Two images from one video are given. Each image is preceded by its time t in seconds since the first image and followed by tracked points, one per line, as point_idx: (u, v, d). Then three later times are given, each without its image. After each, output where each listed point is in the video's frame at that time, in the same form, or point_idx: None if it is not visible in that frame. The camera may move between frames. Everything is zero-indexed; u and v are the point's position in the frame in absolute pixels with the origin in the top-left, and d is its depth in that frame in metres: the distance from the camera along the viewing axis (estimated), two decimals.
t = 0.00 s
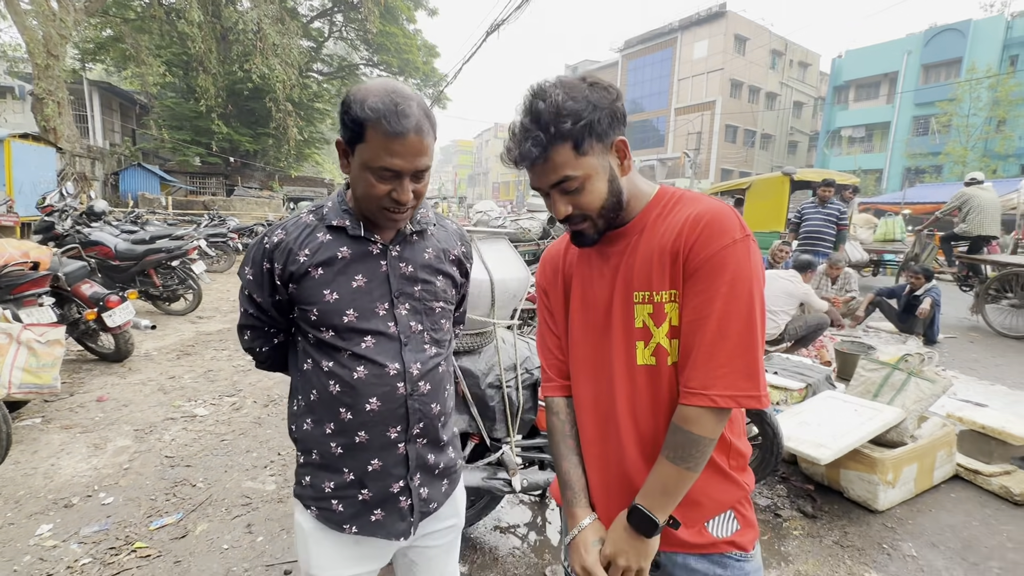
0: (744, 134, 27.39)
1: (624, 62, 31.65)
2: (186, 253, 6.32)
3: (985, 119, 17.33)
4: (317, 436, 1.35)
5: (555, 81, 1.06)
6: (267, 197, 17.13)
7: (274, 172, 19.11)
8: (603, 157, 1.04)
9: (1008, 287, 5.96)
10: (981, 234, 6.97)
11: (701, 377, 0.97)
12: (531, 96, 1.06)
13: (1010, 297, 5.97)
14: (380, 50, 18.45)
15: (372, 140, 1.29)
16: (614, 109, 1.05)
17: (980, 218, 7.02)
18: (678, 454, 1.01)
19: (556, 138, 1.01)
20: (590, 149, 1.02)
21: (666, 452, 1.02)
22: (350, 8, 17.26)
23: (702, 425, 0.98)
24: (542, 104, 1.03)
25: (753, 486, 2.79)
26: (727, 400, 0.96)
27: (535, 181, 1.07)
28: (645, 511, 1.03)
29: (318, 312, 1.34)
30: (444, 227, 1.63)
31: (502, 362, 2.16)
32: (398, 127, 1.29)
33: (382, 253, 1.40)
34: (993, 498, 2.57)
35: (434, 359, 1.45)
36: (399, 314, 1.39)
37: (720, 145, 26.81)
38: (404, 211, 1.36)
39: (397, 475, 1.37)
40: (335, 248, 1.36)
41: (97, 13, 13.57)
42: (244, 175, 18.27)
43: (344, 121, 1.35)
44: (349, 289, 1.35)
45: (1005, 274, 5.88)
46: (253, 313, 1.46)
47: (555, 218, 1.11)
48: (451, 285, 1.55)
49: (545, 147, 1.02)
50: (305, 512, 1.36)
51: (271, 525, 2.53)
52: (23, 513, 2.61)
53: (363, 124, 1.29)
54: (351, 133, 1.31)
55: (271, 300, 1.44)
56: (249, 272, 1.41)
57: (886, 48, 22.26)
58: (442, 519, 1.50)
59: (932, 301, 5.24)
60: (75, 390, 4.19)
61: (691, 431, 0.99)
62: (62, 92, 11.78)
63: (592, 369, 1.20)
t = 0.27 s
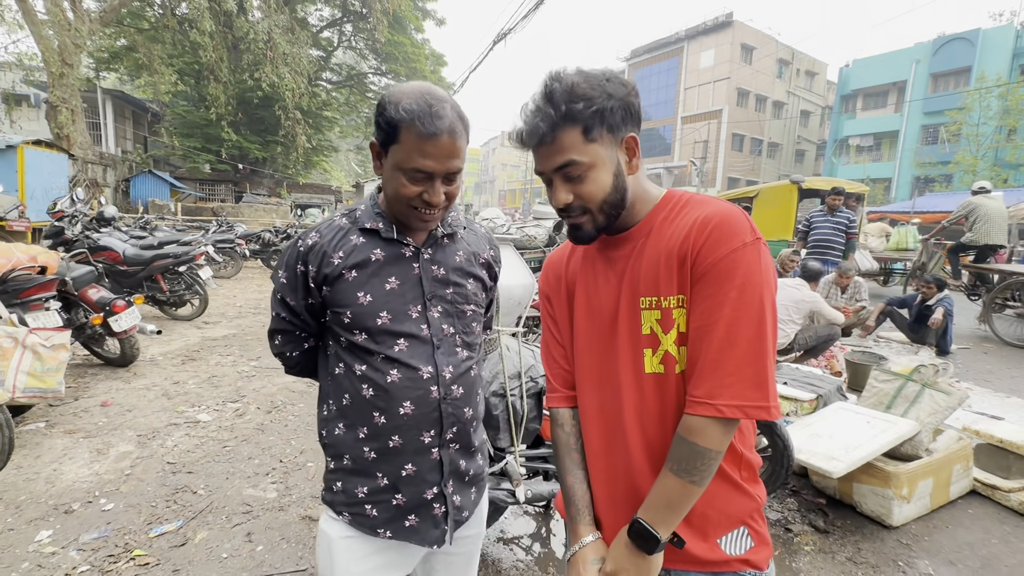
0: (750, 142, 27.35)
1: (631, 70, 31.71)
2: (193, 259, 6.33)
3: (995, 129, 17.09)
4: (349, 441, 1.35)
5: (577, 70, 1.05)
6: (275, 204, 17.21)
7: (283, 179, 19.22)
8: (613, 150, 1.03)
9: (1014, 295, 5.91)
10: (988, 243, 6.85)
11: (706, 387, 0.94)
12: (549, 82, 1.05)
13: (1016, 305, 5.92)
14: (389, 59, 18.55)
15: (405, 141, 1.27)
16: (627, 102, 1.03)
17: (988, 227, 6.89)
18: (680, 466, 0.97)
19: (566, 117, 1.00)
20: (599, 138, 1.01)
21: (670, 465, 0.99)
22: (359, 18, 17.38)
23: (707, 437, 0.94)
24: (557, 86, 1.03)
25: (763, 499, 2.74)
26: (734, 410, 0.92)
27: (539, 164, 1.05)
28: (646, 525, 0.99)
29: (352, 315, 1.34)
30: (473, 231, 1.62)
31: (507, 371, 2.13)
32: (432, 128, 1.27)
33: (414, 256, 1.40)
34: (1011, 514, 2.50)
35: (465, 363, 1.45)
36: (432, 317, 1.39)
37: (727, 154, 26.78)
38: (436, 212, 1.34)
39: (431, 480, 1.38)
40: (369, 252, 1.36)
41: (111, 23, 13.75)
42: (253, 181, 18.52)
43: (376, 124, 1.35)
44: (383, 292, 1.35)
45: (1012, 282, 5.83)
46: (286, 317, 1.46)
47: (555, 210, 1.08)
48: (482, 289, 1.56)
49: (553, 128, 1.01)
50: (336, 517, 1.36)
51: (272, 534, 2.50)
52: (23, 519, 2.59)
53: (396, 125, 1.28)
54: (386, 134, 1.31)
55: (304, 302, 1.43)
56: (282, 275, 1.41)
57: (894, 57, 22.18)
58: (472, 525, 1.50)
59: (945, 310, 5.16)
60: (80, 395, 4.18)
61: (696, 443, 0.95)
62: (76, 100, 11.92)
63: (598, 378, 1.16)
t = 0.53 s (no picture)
0: (750, 145, 27.38)
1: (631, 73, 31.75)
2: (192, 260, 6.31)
3: (994, 132, 17.10)
4: (373, 442, 1.36)
5: (596, 65, 1.06)
6: (275, 206, 17.19)
7: (282, 181, 19.20)
8: (618, 147, 1.03)
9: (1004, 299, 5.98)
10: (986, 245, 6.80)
11: (707, 391, 0.93)
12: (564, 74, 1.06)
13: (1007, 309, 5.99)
14: (389, 61, 18.55)
15: (428, 151, 1.28)
16: (640, 102, 1.05)
17: (985, 229, 6.86)
18: (682, 472, 0.96)
19: (578, 103, 1.02)
20: (606, 131, 1.02)
21: (671, 472, 0.98)
22: (360, 20, 17.39)
23: (708, 443, 0.93)
24: (571, 75, 1.05)
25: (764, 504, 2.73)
26: (735, 416, 0.91)
27: (541, 146, 1.08)
28: (646, 533, 0.98)
29: (381, 318, 1.35)
30: (501, 238, 1.62)
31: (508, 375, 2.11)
32: (454, 141, 1.27)
33: (443, 263, 1.40)
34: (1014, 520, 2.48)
35: (489, 370, 1.44)
36: (457, 323, 1.39)
37: (726, 157, 26.80)
38: (459, 221, 1.35)
39: (452, 483, 1.37)
40: (398, 257, 1.38)
41: (112, 24, 13.75)
42: (253, 183, 18.55)
43: (406, 132, 1.37)
44: (411, 297, 1.36)
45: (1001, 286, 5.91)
46: (318, 319, 1.49)
47: (553, 202, 1.08)
48: (509, 297, 1.55)
49: (564, 111, 1.03)
50: (357, 517, 1.36)
51: (270, 538, 2.49)
52: (20, 522, 2.57)
53: (419, 137, 1.30)
54: (411, 146, 1.33)
55: (336, 305, 1.45)
56: (316, 278, 1.44)
57: (893, 61, 22.23)
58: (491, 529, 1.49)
59: (945, 314, 5.14)
60: (78, 397, 4.17)
61: (697, 449, 0.94)
62: (76, 101, 11.91)
63: (601, 384, 1.15)
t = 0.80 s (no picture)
0: (748, 147, 27.44)
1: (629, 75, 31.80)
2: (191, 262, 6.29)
3: (990, 135, 17.16)
4: (383, 437, 1.39)
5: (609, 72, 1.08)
6: (273, 207, 17.15)
7: (281, 182, 19.18)
8: (623, 152, 1.05)
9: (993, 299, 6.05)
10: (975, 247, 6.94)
11: (693, 387, 0.93)
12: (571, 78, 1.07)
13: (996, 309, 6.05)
14: (388, 63, 18.54)
15: (439, 162, 1.30)
16: (643, 111, 1.08)
17: (975, 232, 6.98)
18: (670, 469, 0.96)
19: (589, 104, 1.03)
20: (613, 133, 1.04)
21: (655, 468, 0.98)
22: (358, 22, 17.40)
23: (700, 440, 0.93)
24: (578, 79, 1.06)
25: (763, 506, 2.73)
26: (718, 412, 0.91)
27: (545, 144, 1.07)
28: (627, 532, 0.98)
29: (394, 318, 1.39)
30: (519, 244, 1.61)
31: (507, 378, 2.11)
32: (463, 152, 1.28)
33: (456, 267, 1.42)
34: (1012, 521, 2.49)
35: (498, 375, 1.43)
36: (468, 327, 1.40)
37: (724, 159, 26.84)
38: (469, 228, 1.36)
39: (454, 484, 1.37)
40: (412, 260, 1.41)
41: (110, 26, 13.72)
42: (252, 184, 18.52)
43: (423, 138, 1.38)
44: (423, 300, 1.38)
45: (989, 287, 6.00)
46: (340, 316, 1.55)
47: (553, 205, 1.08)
48: (524, 305, 1.53)
49: (576, 110, 1.03)
50: (365, 508, 1.39)
51: (268, 541, 2.48)
52: (16, 525, 2.56)
53: (431, 149, 1.32)
54: (424, 155, 1.35)
55: (355, 304, 1.51)
56: (339, 277, 1.51)
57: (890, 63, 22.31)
58: (494, 533, 1.48)
59: (943, 316, 5.12)
60: (75, 399, 4.15)
61: (684, 446, 0.94)
62: (74, 103, 11.90)
63: (598, 387, 1.15)
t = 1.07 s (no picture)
0: (747, 147, 27.46)
1: (628, 76, 31.84)
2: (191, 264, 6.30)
3: (989, 134, 17.16)
4: (388, 438, 1.42)
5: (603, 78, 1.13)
6: (273, 209, 17.16)
7: (280, 184, 19.20)
8: (618, 151, 1.09)
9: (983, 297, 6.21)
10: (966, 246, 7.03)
11: (698, 390, 0.94)
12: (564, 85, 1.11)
13: (986, 306, 6.18)
14: (387, 65, 18.55)
15: (433, 165, 1.31)
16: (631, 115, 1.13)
17: (966, 232, 7.08)
18: (674, 472, 0.98)
19: (588, 106, 1.07)
20: (608, 133, 1.08)
21: (665, 472, 0.99)
22: (358, 23, 17.41)
23: (705, 442, 0.94)
24: (573, 82, 1.10)
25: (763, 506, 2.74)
26: (725, 414, 0.92)
27: (547, 144, 1.09)
28: (642, 536, 0.99)
29: (397, 321, 1.42)
30: (522, 248, 1.60)
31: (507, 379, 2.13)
32: (457, 152, 1.29)
33: (457, 271, 1.43)
34: (1011, 521, 2.50)
35: (499, 377, 1.42)
36: (469, 329, 1.40)
37: (724, 159, 26.87)
38: (468, 229, 1.36)
39: (455, 486, 1.38)
40: (414, 263, 1.43)
41: (110, 28, 13.74)
42: (252, 186, 18.55)
43: (419, 146, 1.40)
44: (425, 302, 1.40)
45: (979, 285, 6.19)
46: (350, 320, 1.60)
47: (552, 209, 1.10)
48: (526, 307, 1.51)
49: (576, 112, 1.07)
50: (372, 506, 1.43)
51: (270, 543, 2.49)
52: (19, 527, 2.57)
53: (426, 153, 1.34)
54: (421, 160, 1.36)
55: (363, 308, 1.55)
56: (348, 282, 1.56)
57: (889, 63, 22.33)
58: (500, 535, 1.48)
59: (942, 317, 5.14)
60: (76, 402, 4.15)
61: (693, 450, 0.95)
62: (75, 105, 11.91)
63: (596, 392, 1.16)
